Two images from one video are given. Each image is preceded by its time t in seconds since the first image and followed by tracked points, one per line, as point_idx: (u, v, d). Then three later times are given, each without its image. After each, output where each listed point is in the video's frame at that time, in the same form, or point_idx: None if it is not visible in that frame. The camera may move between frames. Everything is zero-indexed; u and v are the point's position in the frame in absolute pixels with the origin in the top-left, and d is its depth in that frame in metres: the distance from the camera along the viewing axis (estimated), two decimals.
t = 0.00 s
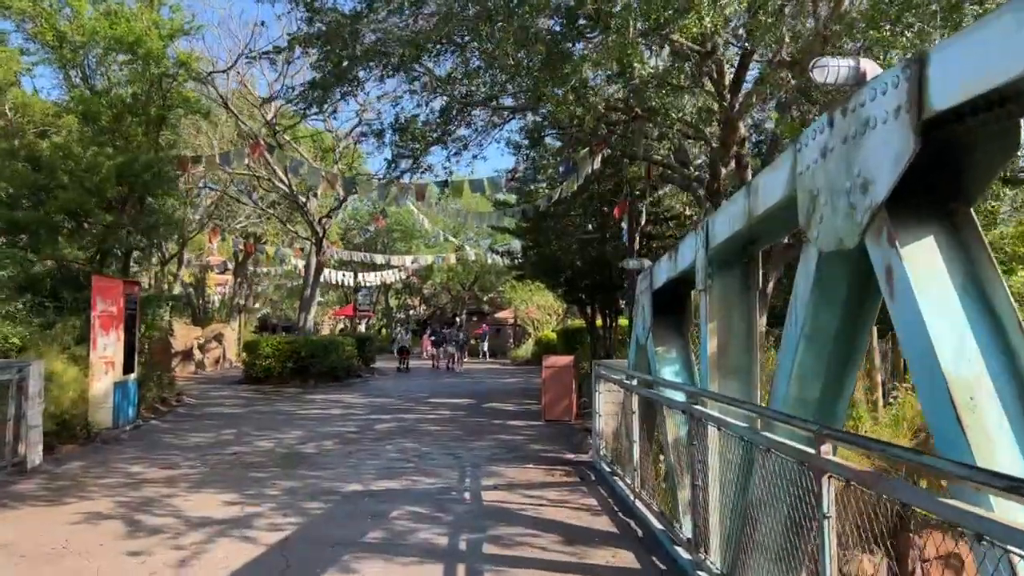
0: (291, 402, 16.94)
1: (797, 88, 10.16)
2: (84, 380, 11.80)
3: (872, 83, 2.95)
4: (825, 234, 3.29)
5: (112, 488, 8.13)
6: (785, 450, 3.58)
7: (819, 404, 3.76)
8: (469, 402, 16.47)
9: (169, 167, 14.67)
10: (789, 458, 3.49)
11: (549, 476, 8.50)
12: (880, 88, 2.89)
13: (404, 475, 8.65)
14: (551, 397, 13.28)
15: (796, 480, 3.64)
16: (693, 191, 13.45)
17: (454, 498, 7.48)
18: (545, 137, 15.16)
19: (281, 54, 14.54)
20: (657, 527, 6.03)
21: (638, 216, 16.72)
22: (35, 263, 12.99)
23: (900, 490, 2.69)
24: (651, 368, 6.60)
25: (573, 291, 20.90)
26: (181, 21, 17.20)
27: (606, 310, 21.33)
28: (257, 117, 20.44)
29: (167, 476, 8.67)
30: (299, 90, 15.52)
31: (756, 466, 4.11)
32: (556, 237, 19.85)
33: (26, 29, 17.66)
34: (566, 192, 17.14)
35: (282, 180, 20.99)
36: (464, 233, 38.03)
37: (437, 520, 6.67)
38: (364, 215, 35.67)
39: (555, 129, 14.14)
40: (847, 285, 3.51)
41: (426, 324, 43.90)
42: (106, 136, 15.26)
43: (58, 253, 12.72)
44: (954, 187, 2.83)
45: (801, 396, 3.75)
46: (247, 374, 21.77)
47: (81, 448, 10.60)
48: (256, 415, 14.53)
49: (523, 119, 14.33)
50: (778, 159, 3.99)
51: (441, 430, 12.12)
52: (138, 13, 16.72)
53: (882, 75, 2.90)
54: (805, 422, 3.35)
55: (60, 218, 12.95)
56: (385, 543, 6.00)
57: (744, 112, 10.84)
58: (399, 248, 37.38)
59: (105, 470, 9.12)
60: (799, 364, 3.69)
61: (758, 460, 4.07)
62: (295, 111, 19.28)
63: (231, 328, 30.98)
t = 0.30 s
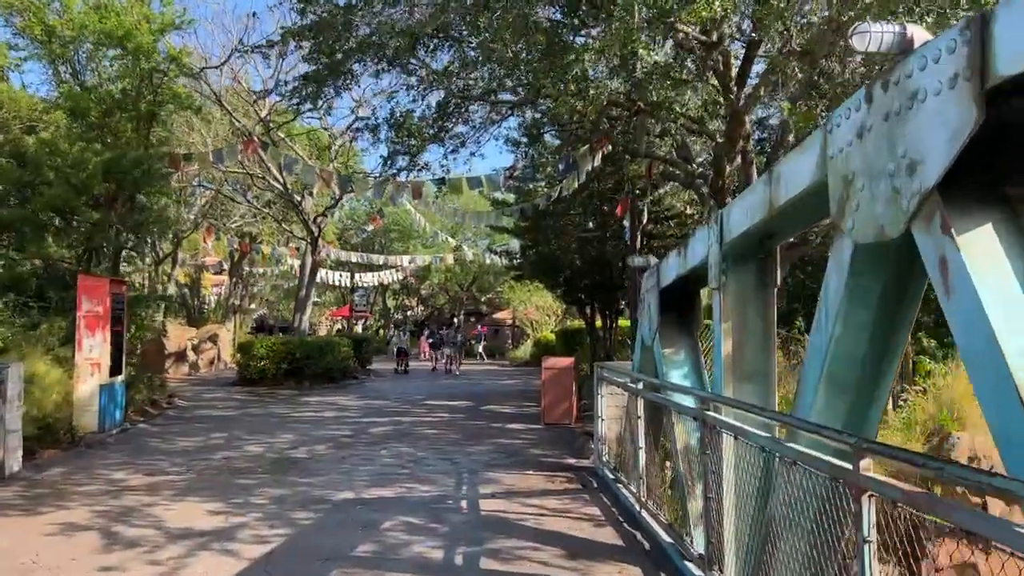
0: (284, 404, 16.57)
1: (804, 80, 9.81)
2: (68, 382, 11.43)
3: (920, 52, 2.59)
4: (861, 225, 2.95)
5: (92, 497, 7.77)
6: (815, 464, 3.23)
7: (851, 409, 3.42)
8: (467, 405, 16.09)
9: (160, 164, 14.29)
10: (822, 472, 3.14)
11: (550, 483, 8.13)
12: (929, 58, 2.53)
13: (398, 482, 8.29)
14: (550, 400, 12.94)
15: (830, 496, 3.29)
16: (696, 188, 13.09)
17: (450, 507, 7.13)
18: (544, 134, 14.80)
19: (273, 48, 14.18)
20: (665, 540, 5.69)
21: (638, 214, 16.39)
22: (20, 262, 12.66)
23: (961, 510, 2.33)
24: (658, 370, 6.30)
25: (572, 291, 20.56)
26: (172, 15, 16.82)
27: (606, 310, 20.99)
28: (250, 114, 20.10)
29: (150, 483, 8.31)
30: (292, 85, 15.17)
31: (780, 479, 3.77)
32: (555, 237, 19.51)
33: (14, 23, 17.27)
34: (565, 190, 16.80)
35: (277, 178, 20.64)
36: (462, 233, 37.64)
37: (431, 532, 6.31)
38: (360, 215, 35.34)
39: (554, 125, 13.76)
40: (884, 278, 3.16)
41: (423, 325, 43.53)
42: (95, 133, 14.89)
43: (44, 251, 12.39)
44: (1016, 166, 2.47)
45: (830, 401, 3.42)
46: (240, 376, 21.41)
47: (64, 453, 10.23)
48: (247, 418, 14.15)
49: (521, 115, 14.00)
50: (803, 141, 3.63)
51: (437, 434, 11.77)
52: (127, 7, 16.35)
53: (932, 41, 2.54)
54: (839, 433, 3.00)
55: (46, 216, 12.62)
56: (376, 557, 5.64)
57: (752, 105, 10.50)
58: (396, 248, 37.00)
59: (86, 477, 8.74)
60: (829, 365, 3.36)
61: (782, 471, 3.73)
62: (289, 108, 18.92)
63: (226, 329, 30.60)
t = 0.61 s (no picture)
0: (277, 406, 16.15)
1: (815, 70, 9.45)
2: (52, 383, 11.06)
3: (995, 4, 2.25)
4: (917, 208, 2.59)
5: (70, 505, 7.37)
6: (858, 479, 2.83)
7: (897, 416, 3.03)
8: (466, 407, 15.70)
9: (150, 159, 13.89)
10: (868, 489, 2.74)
11: (552, 491, 7.74)
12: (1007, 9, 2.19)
13: (392, 489, 7.90)
14: (551, 402, 12.55)
15: (882, 516, 2.89)
16: (700, 185, 12.70)
17: (448, 517, 6.75)
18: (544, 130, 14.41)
19: (265, 41, 13.77)
20: (677, 555, 5.30)
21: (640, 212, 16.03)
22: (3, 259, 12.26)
23: None
24: (667, 373, 5.92)
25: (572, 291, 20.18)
26: (163, 7, 16.40)
27: (606, 310, 20.61)
28: (245, 111, 19.70)
29: (133, 491, 7.92)
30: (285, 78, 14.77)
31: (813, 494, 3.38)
32: (554, 236, 19.13)
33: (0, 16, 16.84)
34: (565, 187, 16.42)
35: (271, 175, 20.23)
36: (461, 233, 37.22)
37: (427, 544, 5.93)
38: (357, 214, 34.95)
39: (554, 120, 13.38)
40: (939, 268, 2.79)
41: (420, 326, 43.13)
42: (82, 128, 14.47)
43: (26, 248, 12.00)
44: None
45: (873, 408, 3.03)
46: (233, 377, 21.00)
47: (46, 458, 9.84)
48: (239, 421, 13.74)
49: (520, 109, 13.59)
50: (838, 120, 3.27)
51: (434, 438, 11.38)
52: None
53: None
54: (889, 445, 2.63)
55: (30, 212, 12.21)
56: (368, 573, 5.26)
57: (761, 96, 10.12)
58: (394, 248, 36.59)
59: (67, 484, 8.35)
60: (873, 367, 2.98)
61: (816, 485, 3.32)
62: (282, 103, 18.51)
63: (221, 329, 30.17)
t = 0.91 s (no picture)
0: (269, 409, 15.72)
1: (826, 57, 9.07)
2: (31, 387, 10.67)
3: None
4: (988, 181, 2.20)
5: (41, 516, 6.94)
6: (916, 503, 2.43)
7: (956, 422, 2.64)
8: (462, 409, 15.27)
9: (136, 155, 13.44)
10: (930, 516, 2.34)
11: (552, 500, 7.33)
12: None
13: (384, 498, 7.49)
14: (550, 404, 12.15)
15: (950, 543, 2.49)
16: (704, 180, 12.28)
17: (442, 529, 6.32)
18: (541, 125, 14.00)
19: (255, 32, 13.35)
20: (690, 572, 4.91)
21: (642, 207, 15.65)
22: None
23: None
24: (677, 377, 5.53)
25: (571, 291, 19.81)
26: None
27: (606, 310, 20.22)
28: (237, 107, 19.28)
29: (109, 500, 7.48)
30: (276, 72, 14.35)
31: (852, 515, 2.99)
32: (552, 234, 18.73)
33: None
34: (565, 185, 16.00)
35: (265, 172, 19.81)
36: (457, 232, 36.77)
37: (419, 560, 5.51)
38: (353, 213, 34.54)
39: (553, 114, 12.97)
40: (1007, 247, 2.42)
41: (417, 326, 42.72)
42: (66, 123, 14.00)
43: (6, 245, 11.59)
44: None
45: (929, 414, 2.63)
46: (226, 378, 20.57)
47: (22, 464, 9.41)
48: (228, 424, 13.29)
49: (519, 102, 13.15)
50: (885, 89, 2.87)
51: (430, 442, 10.97)
52: None
53: None
54: (958, 465, 2.24)
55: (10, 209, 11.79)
56: None
57: (770, 85, 9.69)
58: (390, 248, 36.25)
59: (41, 493, 7.90)
60: (930, 368, 2.58)
61: (857, 504, 2.92)
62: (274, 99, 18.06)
63: (214, 330, 29.70)
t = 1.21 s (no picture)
0: (261, 412, 15.35)
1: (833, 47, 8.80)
2: (14, 391, 10.34)
3: None
4: None
5: (14, 528, 6.58)
6: (989, 539, 2.06)
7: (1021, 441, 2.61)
8: (460, 412, 14.89)
9: (123, 152, 13.06)
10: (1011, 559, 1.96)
11: (553, 510, 6.98)
12: None
13: (376, 508, 7.13)
14: (550, 408, 11.78)
15: None
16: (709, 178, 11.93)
17: (437, 543, 5.97)
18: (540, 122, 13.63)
19: (246, 24, 12.97)
20: None
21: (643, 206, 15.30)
22: None
23: None
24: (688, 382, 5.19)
25: (570, 291, 19.45)
26: None
27: (606, 311, 19.85)
28: (230, 104, 18.90)
29: (87, 511, 7.12)
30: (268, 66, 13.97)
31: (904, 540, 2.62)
32: (552, 233, 18.37)
33: None
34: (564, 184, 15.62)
35: (259, 169, 19.43)
36: (455, 232, 36.38)
37: None
38: (350, 213, 34.16)
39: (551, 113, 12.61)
40: None
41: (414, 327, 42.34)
42: (52, 119, 13.61)
43: None
44: None
45: (993, 431, 2.62)
46: (219, 380, 20.19)
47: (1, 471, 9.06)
48: (218, 428, 12.92)
49: (517, 97, 12.79)
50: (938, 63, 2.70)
51: (425, 447, 10.61)
52: None
53: None
54: None
55: None
56: None
57: (779, 77, 9.33)
58: (387, 247, 35.89)
59: (17, 502, 7.54)
60: (998, 381, 2.57)
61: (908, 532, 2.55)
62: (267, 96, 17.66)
63: (208, 331, 29.29)
